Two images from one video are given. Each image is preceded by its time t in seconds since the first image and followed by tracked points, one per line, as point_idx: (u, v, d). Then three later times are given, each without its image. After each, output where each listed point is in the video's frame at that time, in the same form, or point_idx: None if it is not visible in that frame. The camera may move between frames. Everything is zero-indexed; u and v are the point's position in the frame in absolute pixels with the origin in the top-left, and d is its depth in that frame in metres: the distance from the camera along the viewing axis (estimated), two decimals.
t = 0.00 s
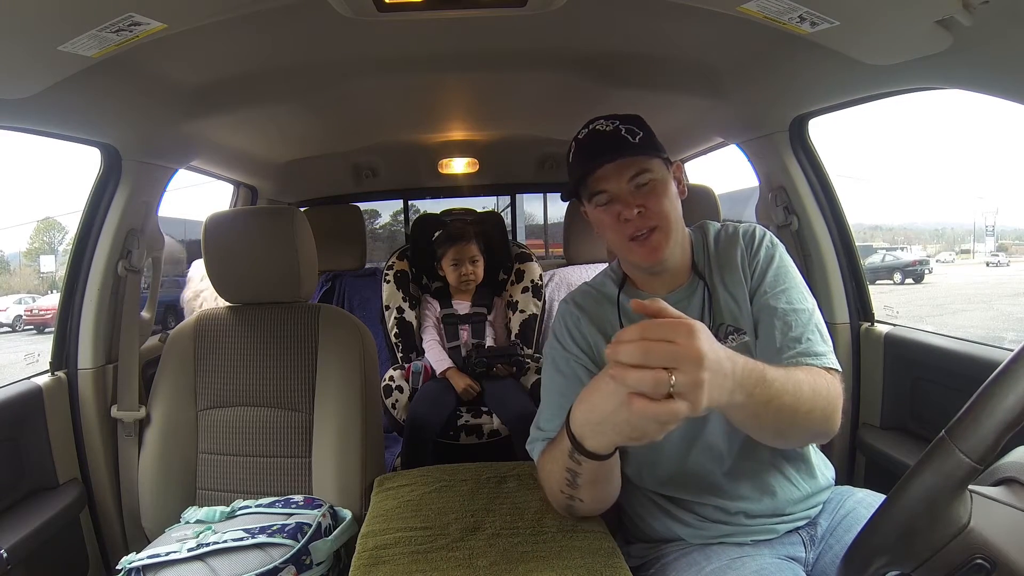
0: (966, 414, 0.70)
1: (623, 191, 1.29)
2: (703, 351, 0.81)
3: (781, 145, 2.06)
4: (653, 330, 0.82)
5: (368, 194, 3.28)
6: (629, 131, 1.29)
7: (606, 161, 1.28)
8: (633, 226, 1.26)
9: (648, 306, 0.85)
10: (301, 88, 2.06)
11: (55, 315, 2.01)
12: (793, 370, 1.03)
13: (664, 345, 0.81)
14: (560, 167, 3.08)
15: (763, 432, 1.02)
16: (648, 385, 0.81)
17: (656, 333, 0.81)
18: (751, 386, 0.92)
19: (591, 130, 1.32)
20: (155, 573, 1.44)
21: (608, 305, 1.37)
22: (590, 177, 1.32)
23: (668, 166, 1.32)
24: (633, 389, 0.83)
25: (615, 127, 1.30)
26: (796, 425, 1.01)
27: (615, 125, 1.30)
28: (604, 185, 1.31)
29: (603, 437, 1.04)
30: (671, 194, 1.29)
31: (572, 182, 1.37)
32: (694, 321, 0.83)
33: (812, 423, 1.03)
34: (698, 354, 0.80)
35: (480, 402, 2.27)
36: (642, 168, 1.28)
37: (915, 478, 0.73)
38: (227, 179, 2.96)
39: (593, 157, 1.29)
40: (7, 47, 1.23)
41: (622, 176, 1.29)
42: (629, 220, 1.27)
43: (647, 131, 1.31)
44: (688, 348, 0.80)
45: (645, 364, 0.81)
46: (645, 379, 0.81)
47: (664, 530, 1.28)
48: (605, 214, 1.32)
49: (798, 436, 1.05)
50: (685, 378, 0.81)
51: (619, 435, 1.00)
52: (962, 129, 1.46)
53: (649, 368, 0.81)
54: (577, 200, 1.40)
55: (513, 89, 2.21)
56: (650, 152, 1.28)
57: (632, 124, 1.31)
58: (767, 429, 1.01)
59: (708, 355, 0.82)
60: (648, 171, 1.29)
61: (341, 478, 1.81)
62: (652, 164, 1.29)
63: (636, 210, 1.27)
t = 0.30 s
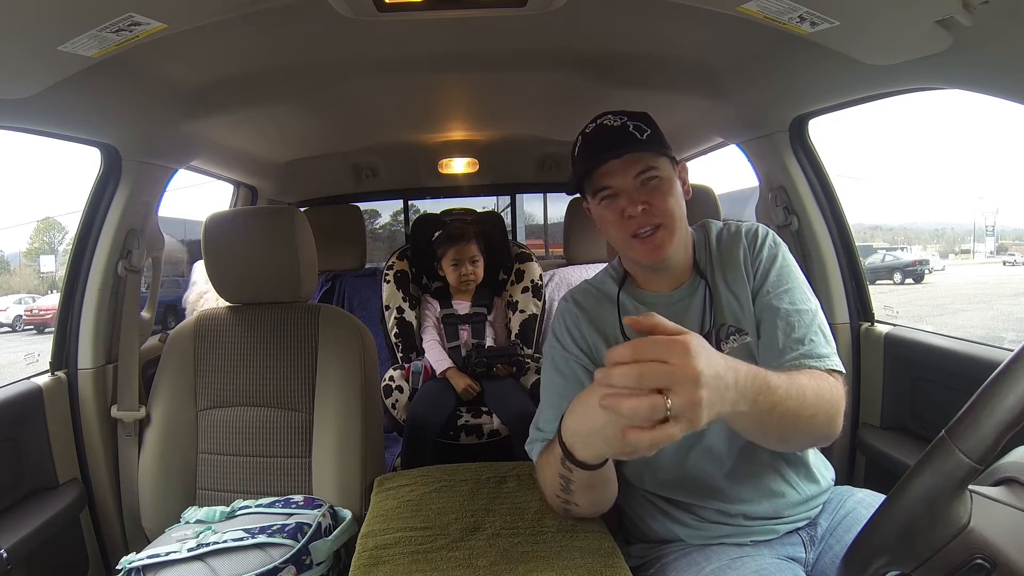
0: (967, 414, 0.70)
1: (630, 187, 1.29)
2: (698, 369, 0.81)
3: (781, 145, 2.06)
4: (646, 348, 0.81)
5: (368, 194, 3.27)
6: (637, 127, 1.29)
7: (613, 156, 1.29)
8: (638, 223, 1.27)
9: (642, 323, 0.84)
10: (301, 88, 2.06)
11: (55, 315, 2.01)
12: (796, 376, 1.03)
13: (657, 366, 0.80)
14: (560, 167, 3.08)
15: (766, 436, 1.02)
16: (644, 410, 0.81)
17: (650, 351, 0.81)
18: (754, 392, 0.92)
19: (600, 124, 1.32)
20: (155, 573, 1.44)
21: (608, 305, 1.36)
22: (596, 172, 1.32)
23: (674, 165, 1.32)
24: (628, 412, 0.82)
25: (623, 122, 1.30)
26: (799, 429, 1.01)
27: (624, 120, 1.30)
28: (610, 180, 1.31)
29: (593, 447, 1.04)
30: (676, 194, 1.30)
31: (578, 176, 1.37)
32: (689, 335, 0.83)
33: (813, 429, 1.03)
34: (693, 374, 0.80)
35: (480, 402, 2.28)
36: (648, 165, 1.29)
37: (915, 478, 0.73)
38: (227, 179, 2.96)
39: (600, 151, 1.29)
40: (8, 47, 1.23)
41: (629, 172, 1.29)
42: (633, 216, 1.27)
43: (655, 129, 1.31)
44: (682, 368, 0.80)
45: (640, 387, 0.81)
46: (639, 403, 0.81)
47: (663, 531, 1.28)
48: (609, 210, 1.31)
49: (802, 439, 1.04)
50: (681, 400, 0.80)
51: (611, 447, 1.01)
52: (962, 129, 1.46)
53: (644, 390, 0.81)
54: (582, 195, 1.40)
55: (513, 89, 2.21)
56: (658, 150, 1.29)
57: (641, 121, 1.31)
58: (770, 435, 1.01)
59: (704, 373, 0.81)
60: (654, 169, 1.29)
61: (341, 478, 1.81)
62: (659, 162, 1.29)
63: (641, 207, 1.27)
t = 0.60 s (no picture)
0: (967, 414, 0.70)
1: (634, 183, 1.29)
2: (695, 406, 0.80)
3: (781, 145, 2.06)
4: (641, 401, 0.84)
5: (368, 194, 3.27)
6: (646, 125, 1.29)
7: (620, 152, 1.28)
8: (640, 220, 1.27)
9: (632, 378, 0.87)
10: (301, 88, 2.06)
11: (55, 315, 2.01)
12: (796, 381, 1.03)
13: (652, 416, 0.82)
14: (560, 167, 3.08)
15: (767, 442, 1.01)
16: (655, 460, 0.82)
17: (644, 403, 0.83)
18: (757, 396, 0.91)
19: (608, 119, 1.32)
20: (155, 573, 1.44)
21: (608, 306, 1.36)
22: (601, 166, 1.32)
23: (680, 165, 1.32)
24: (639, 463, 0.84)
25: (633, 118, 1.30)
26: (803, 434, 1.00)
27: (633, 116, 1.30)
28: (614, 174, 1.31)
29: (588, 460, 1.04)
30: (681, 194, 1.30)
31: (583, 170, 1.36)
32: (672, 375, 0.84)
33: (817, 435, 1.02)
34: (690, 412, 0.79)
35: (480, 402, 2.28)
36: (654, 163, 1.29)
37: (915, 478, 0.73)
38: (227, 179, 2.96)
39: (607, 146, 1.29)
40: (8, 46, 1.23)
41: (634, 169, 1.29)
42: (636, 213, 1.27)
43: (664, 127, 1.31)
44: (676, 411, 0.80)
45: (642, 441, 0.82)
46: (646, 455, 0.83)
47: (663, 531, 1.28)
48: (613, 205, 1.31)
49: (807, 444, 1.03)
50: (685, 442, 0.80)
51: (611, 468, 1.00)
52: (962, 129, 1.47)
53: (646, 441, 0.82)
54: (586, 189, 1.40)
55: (513, 89, 2.21)
56: (665, 149, 1.29)
57: (650, 118, 1.31)
58: (772, 442, 1.00)
59: (702, 408, 0.80)
60: (660, 167, 1.29)
61: (341, 478, 1.81)
62: (665, 161, 1.29)
63: (644, 205, 1.27)
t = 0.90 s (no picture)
0: (967, 414, 0.70)
1: (639, 182, 1.29)
2: (702, 419, 0.81)
3: (781, 145, 2.06)
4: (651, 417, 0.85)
5: (368, 194, 3.27)
6: (653, 124, 1.28)
7: (625, 151, 1.28)
8: (643, 221, 1.27)
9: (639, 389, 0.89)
10: (301, 87, 2.06)
11: (55, 315, 2.01)
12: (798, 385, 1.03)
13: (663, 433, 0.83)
14: (560, 167, 3.08)
15: (770, 446, 1.00)
16: (669, 471, 0.84)
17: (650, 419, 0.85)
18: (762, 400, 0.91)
19: (615, 116, 1.31)
20: (155, 573, 1.44)
21: (609, 305, 1.37)
22: (606, 164, 1.31)
23: (686, 165, 1.32)
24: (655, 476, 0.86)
25: (640, 117, 1.29)
26: (805, 436, 1.00)
27: (640, 115, 1.29)
28: (620, 173, 1.30)
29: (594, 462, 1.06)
30: (685, 196, 1.30)
31: (589, 166, 1.36)
32: (674, 388, 0.84)
33: (820, 436, 1.03)
34: (696, 424, 0.81)
35: (480, 402, 2.28)
36: (659, 163, 1.28)
37: (915, 478, 0.72)
38: (227, 179, 2.96)
39: (613, 144, 1.28)
40: (8, 47, 1.23)
41: (639, 168, 1.28)
42: (640, 213, 1.27)
43: (671, 126, 1.30)
44: (686, 427, 0.81)
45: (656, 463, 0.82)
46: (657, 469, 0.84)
47: (664, 531, 1.28)
48: (617, 204, 1.31)
49: (810, 446, 1.03)
50: (695, 454, 0.82)
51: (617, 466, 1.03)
52: (962, 129, 1.46)
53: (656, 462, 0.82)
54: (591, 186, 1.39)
55: (513, 89, 2.21)
56: (671, 150, 1.28)
57: (657, 117, 1.30)
58: (776, 444, 0.99)
59: (708, 420, 0.81)
60: (665, 168, 1.29)
61: (341, 478, 1.81)
62: (671, 161, 1.29)
63: (648, 206, 1.27)
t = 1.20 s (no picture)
0: (966, 415, 0.70)
1: (649, 183, 1.29)
2: (703, 439, 0.81)
3: (781, 145, 2.06)
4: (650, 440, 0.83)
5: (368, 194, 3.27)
6: (664, 125, 1.29)
7: (636, 150, 1.28)
8: (652, 221, 1.27)
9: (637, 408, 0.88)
10: (301, 88, 2.06)
11: (55, 315, 2.01)
12: (797, 389, 1.04)
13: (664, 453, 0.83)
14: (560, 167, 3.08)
15: (771, 452, 1.00)
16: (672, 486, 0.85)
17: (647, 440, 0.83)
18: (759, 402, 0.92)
19: (627, 115, 1.30)
20: (155, 573, 1.44)
21: (610, 305, 1.36)
22: (616, 162, 1.30)
23: (694, 169, 1.33)
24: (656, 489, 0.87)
25: (652, 117, 1.29)
26: (807, 439, 1.00)
27: (653, 116, 1.29)
28: (630, 173, 1.30)
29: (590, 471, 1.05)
30: (694, 199, 1.30)
31: (597, 165, 1.36)
32: (673, 408, 0.84)
33: (820, 439, 1.02)
34: (700, 443, 0.81)
35: (480, 402, 2.28)
36: (670, 165, 1.29)
37: (914, 478, 0.72)
38: (227, 179, 2.96)
39: (625, 144, 1.28)
40: (8, 47, 1.23)
41: (649, 169, 1.29)
42: (649, 214, 1.27)
43: (682, 129, 1.31)
44: (688, 447, 0.81)
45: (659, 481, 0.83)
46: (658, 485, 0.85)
47: (663, 531, 1.28)
48: (625, 204, 1.31)
49: (810, 449, 1.03)
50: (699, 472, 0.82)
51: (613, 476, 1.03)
52: (962, 129, 1.47)
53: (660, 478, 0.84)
54: (598, 185, 1.39)
55: (513, 89, 2.21)
56: (683, 152, 1.29)
57: (669, 118, 1.31)
58: (776, 450, 0.99)
59: (710, 438, 0.81)
60: (675, 170, 1.29)
61: (341, 478, 1.81)
62: (681, 164, 1.30)
63: (658, 207, 1.27)
